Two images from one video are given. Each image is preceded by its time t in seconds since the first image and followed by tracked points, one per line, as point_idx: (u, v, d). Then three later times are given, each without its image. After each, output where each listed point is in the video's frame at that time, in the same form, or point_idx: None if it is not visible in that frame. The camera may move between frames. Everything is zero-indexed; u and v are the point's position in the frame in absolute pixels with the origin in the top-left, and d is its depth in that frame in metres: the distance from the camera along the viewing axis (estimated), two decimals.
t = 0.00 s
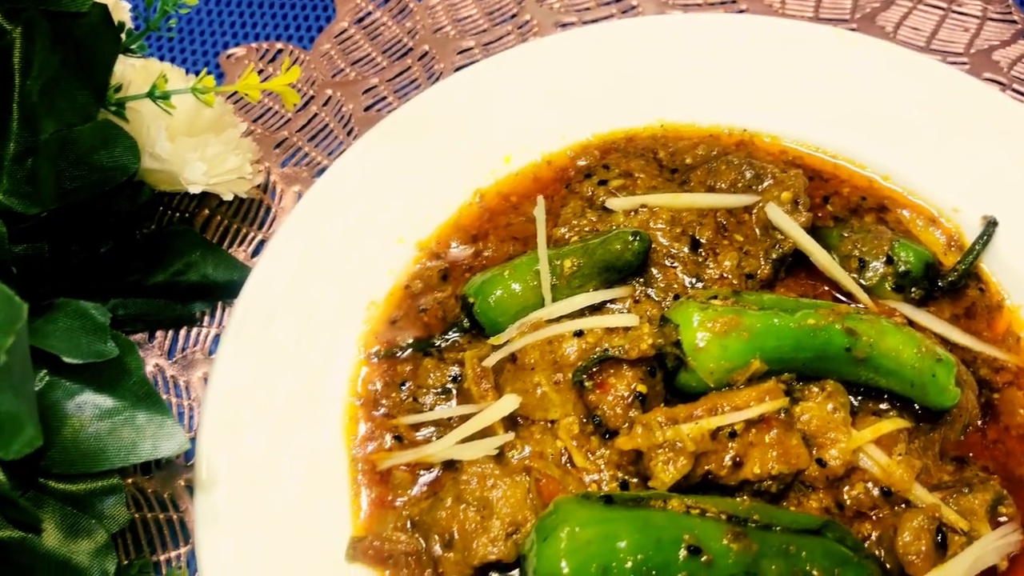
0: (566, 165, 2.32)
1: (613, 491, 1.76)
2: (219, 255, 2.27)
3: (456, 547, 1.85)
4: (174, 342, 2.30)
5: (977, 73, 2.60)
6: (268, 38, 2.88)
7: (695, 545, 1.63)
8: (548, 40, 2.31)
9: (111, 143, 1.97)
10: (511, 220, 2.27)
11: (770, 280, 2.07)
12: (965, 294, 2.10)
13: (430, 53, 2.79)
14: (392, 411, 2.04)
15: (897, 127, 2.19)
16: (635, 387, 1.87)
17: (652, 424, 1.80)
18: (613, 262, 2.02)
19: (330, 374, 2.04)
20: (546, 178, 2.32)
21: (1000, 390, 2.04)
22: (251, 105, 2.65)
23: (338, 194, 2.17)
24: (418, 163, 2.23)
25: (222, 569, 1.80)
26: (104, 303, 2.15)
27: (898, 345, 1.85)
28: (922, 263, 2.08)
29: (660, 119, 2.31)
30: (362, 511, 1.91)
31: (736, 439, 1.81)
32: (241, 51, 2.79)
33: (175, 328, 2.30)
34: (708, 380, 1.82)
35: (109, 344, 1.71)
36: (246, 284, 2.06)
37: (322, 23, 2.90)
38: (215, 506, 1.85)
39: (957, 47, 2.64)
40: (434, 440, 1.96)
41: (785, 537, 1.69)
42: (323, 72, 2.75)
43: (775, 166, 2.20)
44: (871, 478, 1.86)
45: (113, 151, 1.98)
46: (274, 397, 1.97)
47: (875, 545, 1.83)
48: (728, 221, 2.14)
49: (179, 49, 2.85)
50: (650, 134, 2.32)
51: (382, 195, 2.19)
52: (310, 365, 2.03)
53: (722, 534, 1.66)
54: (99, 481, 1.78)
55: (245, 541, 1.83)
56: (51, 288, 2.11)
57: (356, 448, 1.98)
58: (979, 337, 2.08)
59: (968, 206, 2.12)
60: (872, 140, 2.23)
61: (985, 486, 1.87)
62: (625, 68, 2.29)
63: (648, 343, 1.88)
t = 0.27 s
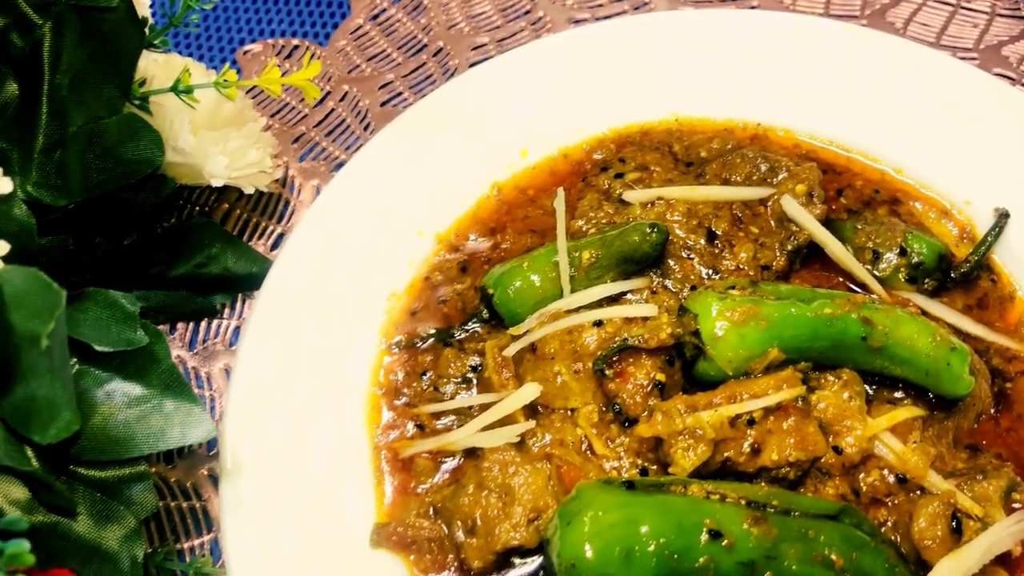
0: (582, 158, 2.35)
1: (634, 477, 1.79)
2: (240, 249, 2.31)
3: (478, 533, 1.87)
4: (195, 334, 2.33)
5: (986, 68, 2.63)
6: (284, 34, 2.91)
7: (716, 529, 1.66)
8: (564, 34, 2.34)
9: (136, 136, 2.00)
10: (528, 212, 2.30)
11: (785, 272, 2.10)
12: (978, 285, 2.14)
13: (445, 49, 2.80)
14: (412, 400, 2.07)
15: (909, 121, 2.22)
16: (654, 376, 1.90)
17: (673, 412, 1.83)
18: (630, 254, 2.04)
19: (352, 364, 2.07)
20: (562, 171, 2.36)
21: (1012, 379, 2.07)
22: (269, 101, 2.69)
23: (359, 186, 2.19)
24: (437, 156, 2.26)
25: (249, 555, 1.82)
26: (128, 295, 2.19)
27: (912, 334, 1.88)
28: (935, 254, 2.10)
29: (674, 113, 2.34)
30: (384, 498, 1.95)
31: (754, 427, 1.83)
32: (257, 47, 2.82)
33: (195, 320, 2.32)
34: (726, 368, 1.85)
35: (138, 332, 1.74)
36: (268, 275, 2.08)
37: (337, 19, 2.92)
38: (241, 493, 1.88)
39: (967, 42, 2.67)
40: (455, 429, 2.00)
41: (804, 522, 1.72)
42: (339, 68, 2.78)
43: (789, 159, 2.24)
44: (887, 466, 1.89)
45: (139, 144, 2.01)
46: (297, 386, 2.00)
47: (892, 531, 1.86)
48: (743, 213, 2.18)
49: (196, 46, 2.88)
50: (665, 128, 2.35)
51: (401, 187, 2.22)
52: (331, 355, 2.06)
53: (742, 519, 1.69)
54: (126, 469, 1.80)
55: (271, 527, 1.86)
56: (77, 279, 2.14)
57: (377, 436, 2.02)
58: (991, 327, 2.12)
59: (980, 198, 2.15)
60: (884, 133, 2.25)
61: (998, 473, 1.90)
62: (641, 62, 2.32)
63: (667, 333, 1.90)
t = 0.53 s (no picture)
0: (592, 149, 2.39)
1: (647, 458, 1.83)
2: (256, 238, 2.34)
3: (494, 514, 1.92)
4: (211, 322, 2.37)
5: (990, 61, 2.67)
6: (295, 29, 2.94)
7: (729, 508, 1.69)
8: (574, 27, 2.38)
9: (156, 126, 2.04)
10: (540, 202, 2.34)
11: (793, 259, 2.13)
12: (982, 272, 2.18)
13: (455, 43, 2.84)
14: (428, 385, 2.11)
15: (915, 111, 2.26)
16: (665, 360, 1.93)
17: (685, 394, 1.87)
18: (642, 242, 2.08)
19: (367, 350, 2.10)
20: (572, 161, 2.39)
21: (1016, 364, 2.11)
22: (283, 94, 2.73)
23: (373, 176, 2.23)
24: (450, 146, 2.29)
25: (270, 536, 1.87)
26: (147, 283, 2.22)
27: (919, 319, 1.92)
28: (940, 242, 2.14)
29: (684, 104, 2.37)
30: (401, 480, 1.98)
31: (764, 409, 1.87)
32: (269, 40, 2.86)
33: (211, 309, 2.36)
34: (737, 353, 1.89)
35: (162, 317, 1.77)
36: (285, 263, 2.12)
37: (348, 13, 2.96)
38: (261, 476, 1.92)
39: (970, 35, 2.71)
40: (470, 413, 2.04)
41: (814, 502, 1.76)
42: (351, 61, 2.81)
43: (796, 150, 2.28)
44: (894, 448, 1.93)
45: (159, 135, 2.05)
46: (315, 371, 2.04)
47: (899, 511, 1.90)
48: (752, 202, 2.22)
49: (209, 40, 2.91)
50: (675, 119, 2.39)
51: (415, 177, 2.26)
52: (348, 342, 2.09)
53: (754, 499, 1.72)
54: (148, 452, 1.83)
55: (291, 509, 1.89)
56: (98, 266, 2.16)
57: (393, 421, 2.05)
58: (995, 313, 2.16)
59: (984, 186, 2.19)
60: (890, 124, 2.29)
61: (1004, 455, 1.94)
62: (650, 54, 2.36)
63: (679, 318, 1.94)
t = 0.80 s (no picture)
0: (601, 138, 2.42)
1: (658, 438, 1.85)
2: (270, 227, 2.37)
3: (507, 495, 1.95)
4: (226, 311, 2.41)
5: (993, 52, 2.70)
6: (305, 22, 2.97)
7: (739, 486, 1.73)
8: (583, 18, 2.42)
9: (172, 113, 2.08)
10: (550, 190, 2.37)
11: (800, 246, 2.16)
12: (986, 258, 2.21)
13: (463, 36, 2.86)
14: (441, 370, 2.14)
15: (920, 100, 2.29)
16: (676, 344, 1.97)
17: (696, 376, 1.90)
18: (651, 228, 2.11)
19: (381, 335, 2.13)
20: (581, 150, 2.42)
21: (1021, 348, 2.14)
22: (293, 86, 2.75)
23: (385, 164, 2.26)
24: (460, 135, 2.33)
25: (287, 517, 1.89)
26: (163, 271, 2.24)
27: (925, 302, 1.95)
28: (945, 229, 2.18)
29: (691, 93, 2.41)
30: (415, 462, 2.01)
31: (773, 390, 1.90)
32: (279, 34, 2.87)
33: (225, 297, 2.39)
34: (747, 336, 1.92)
35: (182, 300, 1.80)
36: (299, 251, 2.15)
37: (357, 7, 2.98)
38: (278, 458, 1.94)
39: (973, 27, 2.74)
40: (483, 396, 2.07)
41: (823, 481, 1.79)
42: (360, 53, 2.83)
43: (802, 138, 2.31)
44: (901, 430, 1.96)
45: (175, 123, 2.08)
46: (329, 356, 2.07)
47: (906, 491, 1.93)
48: (759, 189, 2.25)
49: (220, 33, 2.95)
50: (683, 108, 2.42)
51: (426, 166, 2.29)
52: (361, 327, 2.12)
53: (763, 478, 1.75)
54: (168, 432, 1.87)
55: (307, 491, 1.92)
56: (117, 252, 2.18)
57: (407, 404, 2.08)
58: (1000, 298, 2.19)
59: (989, 174, 2.22)
60: (895, 113, 2.32)
61: (1009, 436, 1.97)
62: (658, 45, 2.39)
63: (689, 302, 1.97)
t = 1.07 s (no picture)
0: (607, 125, 2.44)
1: (668, 419, 1.87)
2: (279, 214, 2.39)
3: (518, 477, 1.96)
4: (234, 299, 2.41)
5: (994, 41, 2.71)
6: (310, 13, 2.99)
7: (748, 466, 1.74)
8: (589, 8, 2.44)
9: (184, 101, 2.09)
10: (557, 176, 2.39)
11: (806, 231, 2.18)
12: (990, 243, 2.23)
13: (468, 26, 2.88)
14: (450, 354, 2.16)
15: (925, 88, 2.31)
16: (684, 327, 1.98)
17: (704, 358, 1.92)
18: (658, 213, 2.13)
19: (390, 320, 2.15)
20: (587, 138, 2.45)
21: None
22: (298, 77, 2.75)
23: (393, 152, 2.28)
24: (468, 123, 2.34)
25: (299, 499, 1.90)
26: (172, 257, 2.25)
27: (930, 285, 1.98)
28: (950, 214, 2.19)
29: (697, 81, 2.43)
30: (425, 445, 2.03)
31: (781, 372, 1.91)
32: (285, 24, 2.86)
33: (233, 284, 2.40)
34: (754, 319, 1.94)
35: (195, 283, 1.82)
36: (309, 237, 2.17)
37: None
38: (289, 441, 1.96)
39: (975, 16, 2.75)
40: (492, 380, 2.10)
41: (831, 461, 1.82)
42: (365, 44, 2.83)
43: (808, 126, 2.33)
44: (907, 412, 1.98)
45: (185, 109, 2.10)
46: (340, 341, 2.08)
47: (913, 472, 1.95)
48: (765, 175, 2.27)
49: (227, 24, 2.96)
50: (688, 96, 2.44)
51: (434, 153, 2.31)
52: (371, 312, 2.14)
53: (772, 457, 1.77)
54: (182, 414, 1.90)
55: (319, 473, 1.93)
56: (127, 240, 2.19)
57: (417, 388, 2.10)
58: (1004, 282, 2.21)
59: (993, 160, 2.23)
60: (900, 100, 2.34)
61: (1013, 418, 1.99)
62: (664, 34, 2.41)
63: (697, 286, 1.97)
